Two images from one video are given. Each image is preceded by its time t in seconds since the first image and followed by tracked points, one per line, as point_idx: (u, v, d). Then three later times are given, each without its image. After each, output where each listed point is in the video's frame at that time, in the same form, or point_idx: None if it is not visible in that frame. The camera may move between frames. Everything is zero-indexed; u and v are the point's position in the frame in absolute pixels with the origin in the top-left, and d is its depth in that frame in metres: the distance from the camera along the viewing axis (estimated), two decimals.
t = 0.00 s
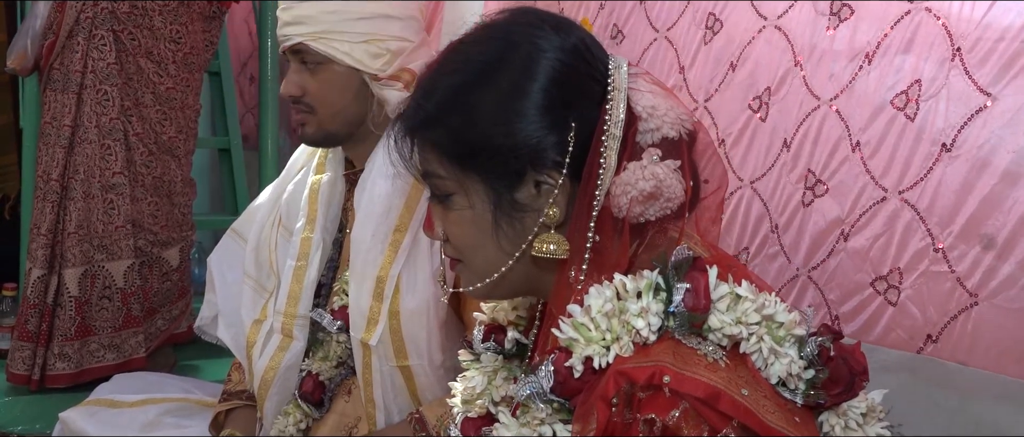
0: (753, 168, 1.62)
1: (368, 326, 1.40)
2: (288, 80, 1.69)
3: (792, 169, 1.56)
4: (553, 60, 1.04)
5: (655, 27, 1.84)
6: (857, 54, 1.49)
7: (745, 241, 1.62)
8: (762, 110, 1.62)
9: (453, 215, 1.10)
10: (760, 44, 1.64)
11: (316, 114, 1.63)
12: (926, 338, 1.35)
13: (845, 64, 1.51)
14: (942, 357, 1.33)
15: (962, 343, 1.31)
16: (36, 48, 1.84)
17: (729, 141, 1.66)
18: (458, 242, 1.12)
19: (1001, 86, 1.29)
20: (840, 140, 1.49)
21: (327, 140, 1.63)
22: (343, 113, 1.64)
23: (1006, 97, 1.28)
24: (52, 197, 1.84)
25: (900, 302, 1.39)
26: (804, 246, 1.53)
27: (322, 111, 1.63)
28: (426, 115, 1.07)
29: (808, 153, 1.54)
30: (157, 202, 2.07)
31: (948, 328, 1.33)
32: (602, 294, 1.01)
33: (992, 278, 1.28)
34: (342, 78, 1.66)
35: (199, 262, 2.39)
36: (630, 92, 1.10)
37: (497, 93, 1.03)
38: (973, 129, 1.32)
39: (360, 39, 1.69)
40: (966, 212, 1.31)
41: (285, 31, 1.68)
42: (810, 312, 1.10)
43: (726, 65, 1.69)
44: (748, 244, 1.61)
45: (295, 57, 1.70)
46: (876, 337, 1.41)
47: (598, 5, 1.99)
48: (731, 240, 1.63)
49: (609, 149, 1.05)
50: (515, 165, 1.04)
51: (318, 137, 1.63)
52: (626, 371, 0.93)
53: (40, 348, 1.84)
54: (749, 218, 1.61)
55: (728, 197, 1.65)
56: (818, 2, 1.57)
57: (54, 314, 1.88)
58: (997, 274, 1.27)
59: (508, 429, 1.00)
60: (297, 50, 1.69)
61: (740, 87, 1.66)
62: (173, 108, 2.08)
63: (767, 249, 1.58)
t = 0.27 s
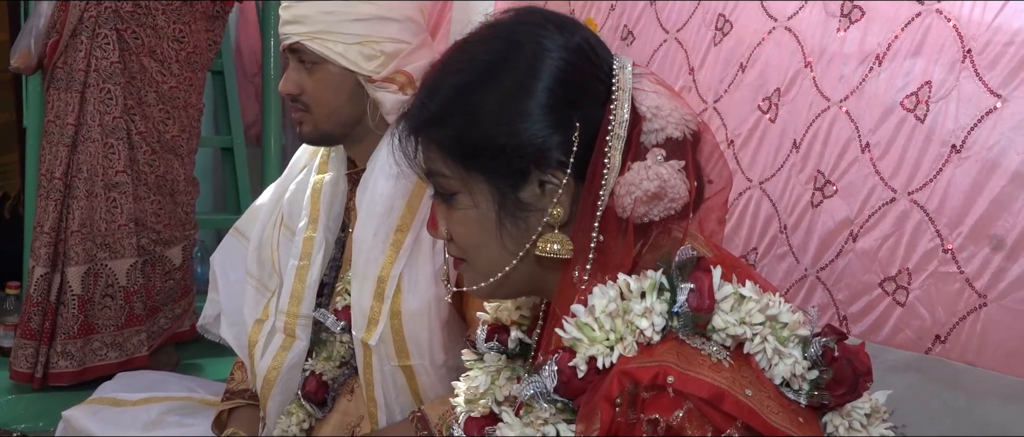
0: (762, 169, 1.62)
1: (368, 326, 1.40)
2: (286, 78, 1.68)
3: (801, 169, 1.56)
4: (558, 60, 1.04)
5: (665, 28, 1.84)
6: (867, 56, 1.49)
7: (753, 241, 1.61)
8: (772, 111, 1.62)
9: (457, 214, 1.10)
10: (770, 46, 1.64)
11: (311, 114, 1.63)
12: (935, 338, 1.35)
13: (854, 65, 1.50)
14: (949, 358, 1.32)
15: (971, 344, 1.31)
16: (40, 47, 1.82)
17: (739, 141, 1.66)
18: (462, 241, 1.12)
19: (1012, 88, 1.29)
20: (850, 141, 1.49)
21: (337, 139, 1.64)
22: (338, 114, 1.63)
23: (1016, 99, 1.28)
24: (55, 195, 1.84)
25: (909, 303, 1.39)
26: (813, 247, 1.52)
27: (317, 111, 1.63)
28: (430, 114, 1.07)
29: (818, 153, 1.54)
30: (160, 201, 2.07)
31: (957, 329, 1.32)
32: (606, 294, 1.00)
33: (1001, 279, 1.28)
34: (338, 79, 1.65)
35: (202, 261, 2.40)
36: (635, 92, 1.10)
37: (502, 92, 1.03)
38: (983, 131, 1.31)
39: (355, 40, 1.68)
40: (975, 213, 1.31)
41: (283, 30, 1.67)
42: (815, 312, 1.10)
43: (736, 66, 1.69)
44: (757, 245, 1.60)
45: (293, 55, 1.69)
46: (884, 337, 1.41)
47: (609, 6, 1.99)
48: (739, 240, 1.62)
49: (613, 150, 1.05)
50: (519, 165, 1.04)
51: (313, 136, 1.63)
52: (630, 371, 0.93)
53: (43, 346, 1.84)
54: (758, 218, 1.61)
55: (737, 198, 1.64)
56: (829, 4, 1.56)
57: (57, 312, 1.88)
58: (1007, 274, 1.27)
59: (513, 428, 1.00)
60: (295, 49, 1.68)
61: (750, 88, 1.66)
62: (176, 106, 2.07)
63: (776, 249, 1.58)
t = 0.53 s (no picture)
0: (775, 168, 1.61)
1: (372, 325, 1.40)
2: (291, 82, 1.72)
3: (813, 170, 1.55)
4: (564, 58, 1.04)
5: (678, 29, 1.83)
6: (878, 57, 1.49)
7: (764, 241, 1.60)
8: (784, 112, 1.61)
9: (462, 212, 1.11)
10: (783, 48, 1.64)
11: (313, 116, 1.66)
12: (944, 338, 1.35)
13: (866, 66, 1.50)
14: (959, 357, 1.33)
15: (980, 344, 1.31)
16: (46, 45, 1.87)
17: (751, 142, 1.65)
18: (467, 240, 1.12)
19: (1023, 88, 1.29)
20: (861, 141, 1.49)
21: (338, 137, 1.65)
22: (340, 115, 1.65)
23: None
24: (61, 194, 1.86)
25: (919, 302, 1.38)
26: (823, 246, 1.52)
27: (319, 113, 1.65)
28: (436, 112, 1.07)
29: (829, 154, 1.53)
30: (166, 200, 2.06)
31: (967, 328, 1.32)
32: (611, 292, 1.01)
33: (1012, 278, 1.28)
34: (339, 82, 1.67)
35: (208, 260, 2.40)
36: (641, 91, 1.10)
37: (507, 90, 1.03)
38: (993, 131, 1.31)
39: (355, 42, 1.69)
40: (985, 213, 1.31)
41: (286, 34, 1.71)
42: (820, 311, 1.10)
43: (749, 66, 1.68)
44: (767, 244, 1.60)
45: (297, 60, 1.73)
46: (894, 337, 1.41)
47: (620, 8, 1.98)
48: (749, 241, 1.62)
49: (619, 148, 1.05)
50: (525, 163, 1.04)
51: (316, 138, 1.65)
52: (634, 369, 0.93)
53: (50, 344, 1.86)
54: (769, 218, 1.60)
55: (750, 198, 1.64)
56: (843, 5, 1.56)
57: (63, 310, 1.90)
58: (1017, 275, 1.27)
59: (517, 427, 1.00)
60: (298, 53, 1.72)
61: (763, 89, 1.65)
62: (182, 105, 2.07)
63: (787, 249, 1.57)
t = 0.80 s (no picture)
0: (785, 169, 1.62)
1: (374, 325, 1.40)
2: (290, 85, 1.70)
3: (823, 170, 1.56)
4: (566, 58, 1.04)
5: (688, 30, 1.82)
6: (887, 58, 1.48)
7: (774, 242, 1.62)
8: (795, 114, 1.61)
9: (464, 212, 1.11)
10: (794, 50, 1.62)
11: (316, 118, 1.64)
12: (950, 337, 1.37)
13: (876, 66, 1.49)
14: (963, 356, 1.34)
15: (985, 344, 1.32)
16: (49, 45, 1.86)
17: (762, 143, 1.65)
18: (469, 239, 1.12)
19: None
20: (870, 143, 1.49)
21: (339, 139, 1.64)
22: (343, 117, 1.64)
23: None
24: (63, 194, 1.86)
25: (926, 302, 1.39)
26: (832, 247, 1.53)
27: (321, 115, 1.64)
28: (438, 112, 1.07)
29: (839, 154, 1.54)
30: (167, 200, 2.06)
31: (972, 328, 1.34)
32: (612, 291, 1.01)
33: (1017, 278, 1.29)
34: (341, 82, 1.66)
35: (209, 260, 2.39)
36: (643, 91, 1.10)
37: (509, 90, 1.03)
38: (1001, 132, 1.32)
39: (356, 42, 1.69)
40: (990, 215, 1.32)
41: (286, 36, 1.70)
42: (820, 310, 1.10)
43: (760, 68, 1.67)
44: (777, 245, 1.61)
45: (296, 63, 1.72)
46: (901, 337, 1.42)
47: (627, 7, 1.96)
48: (758, 242, 1.63)
49: (621, 148, 1.05)
50: (527, 163, 1.04)
51: (320, 140, 1.63)
52: (635, 368, 0.93)
53: (50, 344, 1.86)
54: (780, 219, 1.61)
55: (760, 199, 1.65)
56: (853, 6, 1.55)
57: (64, 310, 1.91)
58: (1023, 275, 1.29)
59: (518, 426, 1.00)
60: (298, 56, 1.71)
61: (773, 92, 1.65)
62: (184, 105, 2.07)
63: (795, 250, 1.59)
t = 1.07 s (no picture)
0: (794, 169, 1.61)
1: (377, 324, 1.40)
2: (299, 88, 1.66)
3: (831, 169, 1.55)
4: (568, 57, 1.05)
5: (698, 30, 1.83)
6: (897, 58, 1.47)
7: (782, 240, 1.61)
8: (805, 114, 1.61)
9: (467, 211, 1.11)
10: (805, 50, 1.62)
11: (330, 120, 1.63)
12: (955, 335, 1.36)
13: (885, 67, 1.49)
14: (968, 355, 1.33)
15: (990, 342, 1.31)
16: (48, 44, 1.88)
17: (772, 143, 1.65)
18: (471, 238, 1.12)
19: None
20: (878, 143, 1.48)
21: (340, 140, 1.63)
22: (359, 116, 1.63)
23: None
24: (63, 193, 1.86)
25: (932, 300, 1.39)
26: (840, 245, 1.52)
27: (336, 117, 1.62)
28: (440, 110, 1.07)
29: (847, 154, 1.53)
30: (168, 199, 2.06)
31: (977, 326, 1.33)
32: (613, 289, 1.01)
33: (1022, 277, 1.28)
34: (357, 80, 1.65)
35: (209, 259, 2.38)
36: (645, 90, 1.10)
37: (511, 89, 1.03)
38: (1008, 130, 1.31)
39: (375, 39, 1.67)
40: (998, 212, 1.31)
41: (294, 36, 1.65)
42: (821, 308, 1.10)
43: (769, 68, 1.68)
44: (785, 244, 1.61)
45: (306, 61, 1.68)
46: (906, 334, 1.41)
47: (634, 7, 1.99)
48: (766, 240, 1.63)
49: (623, 146, 1.05)
50: (529, 162, 1.04)
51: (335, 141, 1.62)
52: (637, 366, 0.93)
53: (51, 343, 1.87)
54: (788, 218, 1.61)
55: (768, 198, 1.65)
56: (863, 7, 1.54)
57: (65, 309, 1.90)
58: None
59: (519, 424, 1.01)
60: (309, 55, 1.67)
61: (784, 92, 1.64)
62: (184, 105, 2.07)
63: (803, 249, 1.58)
